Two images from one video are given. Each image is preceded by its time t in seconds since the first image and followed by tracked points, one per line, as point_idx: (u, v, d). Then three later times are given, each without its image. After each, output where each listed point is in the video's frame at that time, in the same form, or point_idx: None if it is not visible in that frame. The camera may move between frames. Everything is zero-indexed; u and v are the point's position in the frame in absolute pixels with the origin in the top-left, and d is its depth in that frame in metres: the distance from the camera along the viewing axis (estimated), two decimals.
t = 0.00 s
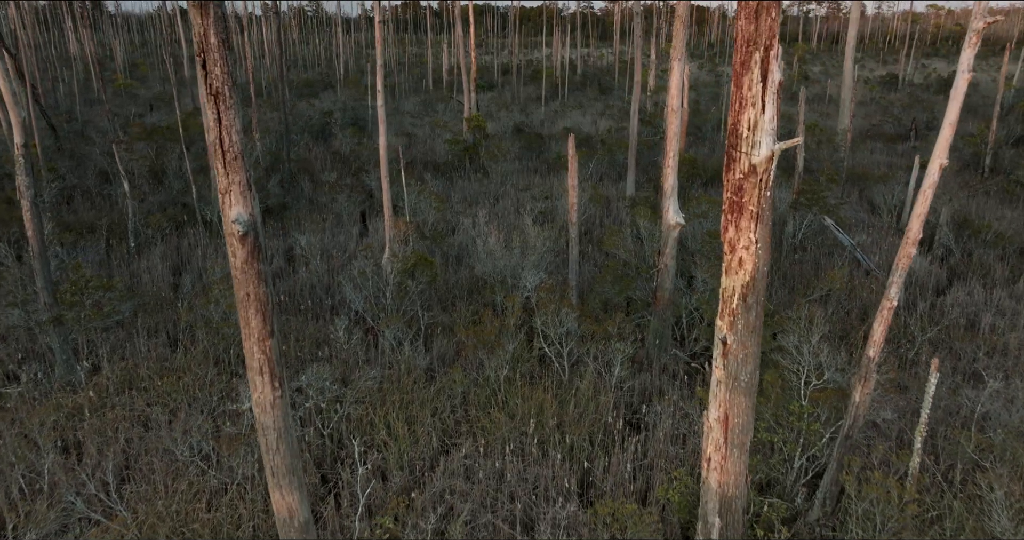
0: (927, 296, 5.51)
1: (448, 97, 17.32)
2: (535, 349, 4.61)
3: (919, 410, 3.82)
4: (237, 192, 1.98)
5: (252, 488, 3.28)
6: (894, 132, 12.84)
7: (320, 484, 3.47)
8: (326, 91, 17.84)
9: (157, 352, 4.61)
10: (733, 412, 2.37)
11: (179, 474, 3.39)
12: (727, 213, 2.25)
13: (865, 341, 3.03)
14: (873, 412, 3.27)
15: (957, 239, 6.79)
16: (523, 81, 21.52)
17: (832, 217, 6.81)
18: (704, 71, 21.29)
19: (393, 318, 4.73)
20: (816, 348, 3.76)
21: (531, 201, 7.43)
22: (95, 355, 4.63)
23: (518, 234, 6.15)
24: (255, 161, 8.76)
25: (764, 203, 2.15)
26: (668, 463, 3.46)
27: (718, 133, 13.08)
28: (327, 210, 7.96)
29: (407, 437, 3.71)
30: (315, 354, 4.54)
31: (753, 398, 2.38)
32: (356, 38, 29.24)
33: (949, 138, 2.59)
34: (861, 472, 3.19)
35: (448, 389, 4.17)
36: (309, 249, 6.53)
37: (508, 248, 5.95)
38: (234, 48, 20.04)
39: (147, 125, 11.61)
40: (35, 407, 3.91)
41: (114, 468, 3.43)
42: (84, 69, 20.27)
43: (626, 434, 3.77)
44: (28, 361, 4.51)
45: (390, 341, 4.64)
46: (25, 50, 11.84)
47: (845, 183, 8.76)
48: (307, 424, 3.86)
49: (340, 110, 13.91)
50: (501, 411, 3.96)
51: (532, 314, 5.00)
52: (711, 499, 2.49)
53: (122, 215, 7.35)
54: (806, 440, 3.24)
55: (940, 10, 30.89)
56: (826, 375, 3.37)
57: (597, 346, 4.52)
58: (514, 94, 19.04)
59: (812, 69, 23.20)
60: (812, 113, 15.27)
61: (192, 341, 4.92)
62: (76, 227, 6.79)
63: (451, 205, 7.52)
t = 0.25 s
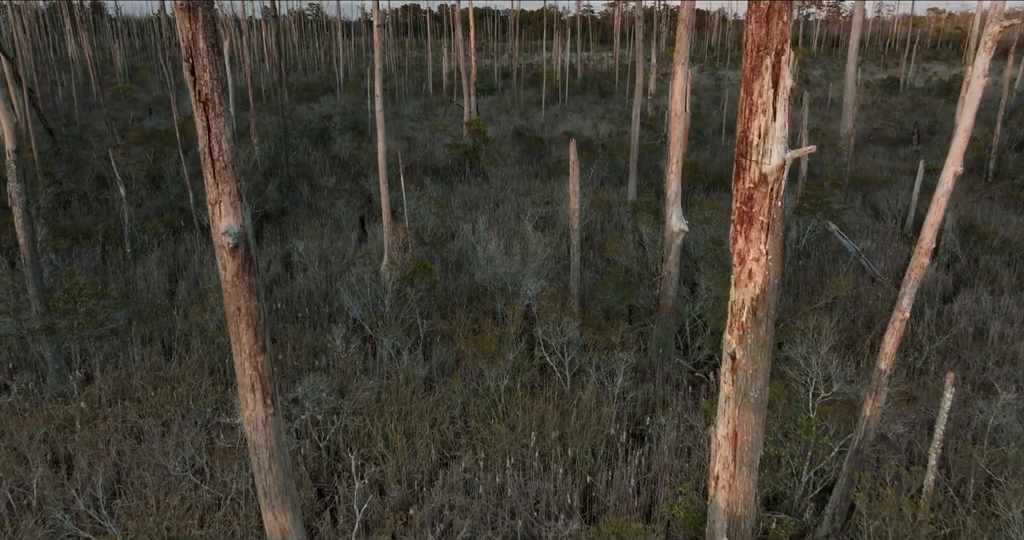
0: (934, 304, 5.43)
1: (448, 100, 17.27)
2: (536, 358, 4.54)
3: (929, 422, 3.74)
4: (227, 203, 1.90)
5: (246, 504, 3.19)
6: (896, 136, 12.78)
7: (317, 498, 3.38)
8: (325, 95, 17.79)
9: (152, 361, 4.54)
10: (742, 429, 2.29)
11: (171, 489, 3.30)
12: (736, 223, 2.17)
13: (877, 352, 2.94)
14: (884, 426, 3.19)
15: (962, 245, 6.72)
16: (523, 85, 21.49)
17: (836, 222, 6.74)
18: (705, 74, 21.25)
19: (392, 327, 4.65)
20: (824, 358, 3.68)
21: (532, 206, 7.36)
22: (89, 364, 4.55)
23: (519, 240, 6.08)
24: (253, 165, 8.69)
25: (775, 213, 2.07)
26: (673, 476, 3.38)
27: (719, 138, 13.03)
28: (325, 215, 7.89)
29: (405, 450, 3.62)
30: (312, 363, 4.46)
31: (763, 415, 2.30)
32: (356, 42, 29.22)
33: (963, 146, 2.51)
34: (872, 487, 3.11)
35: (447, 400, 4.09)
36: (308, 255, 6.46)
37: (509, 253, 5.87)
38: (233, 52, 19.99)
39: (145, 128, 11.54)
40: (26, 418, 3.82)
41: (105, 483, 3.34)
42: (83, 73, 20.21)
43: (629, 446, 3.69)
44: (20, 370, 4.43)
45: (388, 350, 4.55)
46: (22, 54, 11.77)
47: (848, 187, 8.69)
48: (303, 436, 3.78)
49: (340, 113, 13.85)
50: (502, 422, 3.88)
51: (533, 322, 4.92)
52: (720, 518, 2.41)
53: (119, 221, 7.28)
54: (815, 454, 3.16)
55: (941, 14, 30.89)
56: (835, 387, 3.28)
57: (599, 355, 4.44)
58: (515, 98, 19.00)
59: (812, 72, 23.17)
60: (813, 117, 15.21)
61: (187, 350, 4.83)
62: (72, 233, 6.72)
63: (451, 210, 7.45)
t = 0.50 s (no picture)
0: (941, 311, 5.35)
1: (448, 104, 17.22)
2: (536, 368, 4.45)
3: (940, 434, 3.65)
4: (216, 214, 1.82)
5: (240, 520, 3.10)
6: (898, 140, 12.71)
7: (313, 513, 3.30)
8: (325, 99, 17.75)
9: (146, 370, 4.46)
10: (751, 447, 2.21)
11: (163, 505, 3.21)
12: (746, 234, 2.09)
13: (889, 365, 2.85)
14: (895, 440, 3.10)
15: (968, 251, 6.65)
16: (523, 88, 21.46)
17: (839, 228, 6.66)
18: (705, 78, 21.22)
19: (390, 336, 4.56)
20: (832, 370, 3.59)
21: (533, 212, 7.28)
22: (82, 372, 4.47)
23: (519, 247, 6.01)
24: (251, 170, 8.62)
25: (787, 224, 2.00)
26: (677, 490, 3.30)
27: (720, 142, 12.97)
28: (324, 220, 7.81)
29: (402, 463, 3.53)
30: (308, 373, 4.37)
31: (773, 432, 2.22)
32: (356, 45, 29.19)
33: (979, 153, 2.43)
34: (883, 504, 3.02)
35: (446, 411, 4.01)
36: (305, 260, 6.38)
37: (509, 260, 5.79)
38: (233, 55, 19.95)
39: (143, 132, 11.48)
40: (16, 429, 3.74)
41: (94, 498, 3.25)
42: (81, 76, 20.16)
43: (632, 459, 3.61)
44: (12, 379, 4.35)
45: (386, 359, 4.47)
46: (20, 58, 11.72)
47: (851, 192, 8.62)
48: (299, 449, 3.70)
49: (339, 117, 13.80)
50: (502, 434, 3.79)
51: (534, 331, 4.84)
52: (728, 539, 2.33)
53: (115, 226, 7.21)
54: (823, 468, 3.07)
55: (941, 18, 30.88)
56: (844, 399, 3.20)
57: (601, 365, 4.35)
58: (515, 102, 18.96)
59: (813, 76, 23.13)
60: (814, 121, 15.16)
61: (182, 359, 4.75)
62: (67, 239, 6.65)
63: (450, 215, 7.38)
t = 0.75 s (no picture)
0: (948, 318, 5.27)
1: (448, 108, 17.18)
2: (537, 377, 4.37)
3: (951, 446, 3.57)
4: (203, 226, 1.75)
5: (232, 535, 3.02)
6: (901, 144, 12.65)
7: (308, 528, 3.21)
8: (325, 103, 17.70)
9: (140, 379, 4.38)
10: (760, 466, 2.13)
11: (153, 520, 3.12)
12: (756, 245, 2.01)
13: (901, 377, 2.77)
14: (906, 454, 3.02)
15: (973, 257, 6.57)
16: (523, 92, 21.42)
17: (844, 233, 6.59)
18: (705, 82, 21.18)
19: (388, 345, 4.49)
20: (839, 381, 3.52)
21: (533, 217, 7.21)
22: (74, 382, 4.39)
23: (520, 253, 5.93)
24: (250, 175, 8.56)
25: (798, 235, 1.92)
26: (682, 505, 3.22)
27: (721, 146, 12.89)
28: (322, 225, 7.74)
29: (400, 476, 3.45)
30: (304, 383, 4.29)
31: (783, 450, 2.14)
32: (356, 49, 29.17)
33: (995, 160, 2.36)
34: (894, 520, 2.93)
35: (445, 422, 3.93)
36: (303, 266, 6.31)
37: (509, 266, 5.72)
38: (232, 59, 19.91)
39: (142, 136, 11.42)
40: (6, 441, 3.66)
41: (83, 513, 3.16)
42: (81, 80, 20.11)
43: (636, 472, 3.52)
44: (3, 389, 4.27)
45: (384, 369, 4.39)
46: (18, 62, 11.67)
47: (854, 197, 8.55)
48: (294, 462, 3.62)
49: (339, 121, 13.75)
50: (502, 446, 3.71)
51: (535, 339, 4.76)
52: None
53: (112, 232, 7.14)
54: (832, 483, 2.99)
55: (941, 21, 30.86)
56: (853, 412, 3.11)
57: (603, 375, 4.27)
58: (515, 106, 18.90)
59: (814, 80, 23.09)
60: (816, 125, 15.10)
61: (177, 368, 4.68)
62: (63, 245, 6.57)
63: (450, 220, 7.31)
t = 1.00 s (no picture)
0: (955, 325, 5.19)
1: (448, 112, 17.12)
2: (537, 387, 4.29)
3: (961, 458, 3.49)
4: (187, 238, 1.67)
5: None
6: (902, 148, 12.58)
7: None
8: (324, 106, 17.63)
9: (132, 389, 4.29)
10: (770, 486, 2.04)
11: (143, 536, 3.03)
12: (765, 258, 1.93)
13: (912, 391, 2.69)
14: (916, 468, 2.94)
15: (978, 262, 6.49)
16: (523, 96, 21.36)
17: (847, 239, 6.51)
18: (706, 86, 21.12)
19: (385, 354, 4.40)
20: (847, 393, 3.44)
21: (533, 223, 7.13)
22: (65, 391, 4.30)
23: (520, 260, 5.85)
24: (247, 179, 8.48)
25: (809, 247, 1.84)
26: (686, 521, 3.13)
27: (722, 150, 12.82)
28: (320, 230, 7.66)
29: (397, 489, 3.36)
30: (300, 392, 4.20)
31: (793, 470, 2.06)
32: (355, 53, 29.12)
33: (1010, 168, 2.28)
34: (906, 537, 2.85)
35: (443, 433, 3.84)
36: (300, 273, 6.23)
37: (509, 273, 5.64)
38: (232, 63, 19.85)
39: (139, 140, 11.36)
40: None
41: (71, 529, 3.07)
42: (79, 84, 20.04)
43: (639, 486, 3.43)
44: None
45: (381, 378, 4.30)
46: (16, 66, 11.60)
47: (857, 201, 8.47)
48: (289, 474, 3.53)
49: (338, 125, 13.68)
50: (501, 458, 3.62)
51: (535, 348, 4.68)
52: None
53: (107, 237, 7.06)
54: (841, 499, 2.91)
55: (940, 24, 30.85)
56: (863, 425, 3.03)
57: (605, 385, 4.19)
58: (515, 110, 18.83)
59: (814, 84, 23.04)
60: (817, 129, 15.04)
61: (171, 377, 4.59)
62: (57, 250, 6.49)
63: (449, 226, 7.23)
